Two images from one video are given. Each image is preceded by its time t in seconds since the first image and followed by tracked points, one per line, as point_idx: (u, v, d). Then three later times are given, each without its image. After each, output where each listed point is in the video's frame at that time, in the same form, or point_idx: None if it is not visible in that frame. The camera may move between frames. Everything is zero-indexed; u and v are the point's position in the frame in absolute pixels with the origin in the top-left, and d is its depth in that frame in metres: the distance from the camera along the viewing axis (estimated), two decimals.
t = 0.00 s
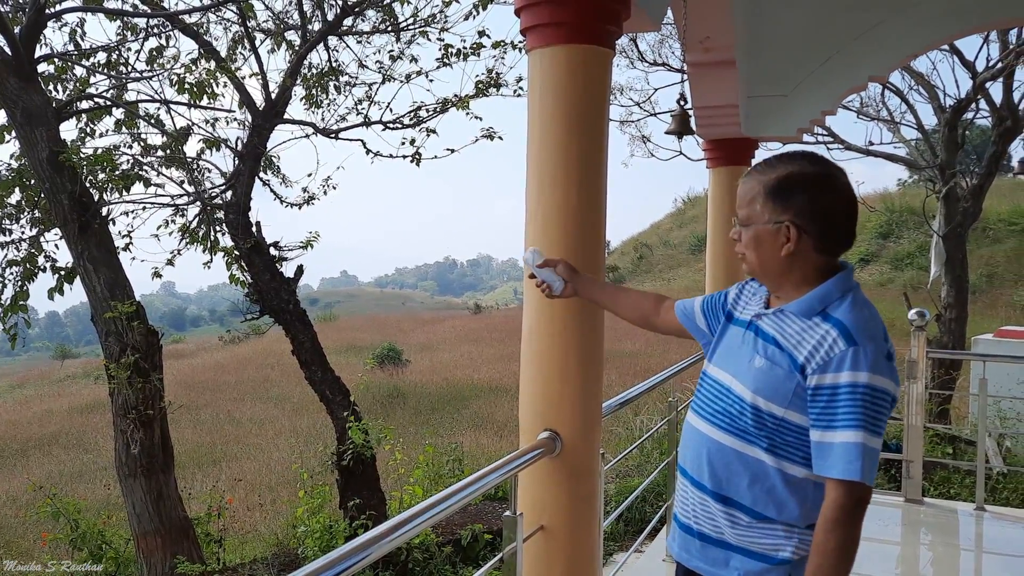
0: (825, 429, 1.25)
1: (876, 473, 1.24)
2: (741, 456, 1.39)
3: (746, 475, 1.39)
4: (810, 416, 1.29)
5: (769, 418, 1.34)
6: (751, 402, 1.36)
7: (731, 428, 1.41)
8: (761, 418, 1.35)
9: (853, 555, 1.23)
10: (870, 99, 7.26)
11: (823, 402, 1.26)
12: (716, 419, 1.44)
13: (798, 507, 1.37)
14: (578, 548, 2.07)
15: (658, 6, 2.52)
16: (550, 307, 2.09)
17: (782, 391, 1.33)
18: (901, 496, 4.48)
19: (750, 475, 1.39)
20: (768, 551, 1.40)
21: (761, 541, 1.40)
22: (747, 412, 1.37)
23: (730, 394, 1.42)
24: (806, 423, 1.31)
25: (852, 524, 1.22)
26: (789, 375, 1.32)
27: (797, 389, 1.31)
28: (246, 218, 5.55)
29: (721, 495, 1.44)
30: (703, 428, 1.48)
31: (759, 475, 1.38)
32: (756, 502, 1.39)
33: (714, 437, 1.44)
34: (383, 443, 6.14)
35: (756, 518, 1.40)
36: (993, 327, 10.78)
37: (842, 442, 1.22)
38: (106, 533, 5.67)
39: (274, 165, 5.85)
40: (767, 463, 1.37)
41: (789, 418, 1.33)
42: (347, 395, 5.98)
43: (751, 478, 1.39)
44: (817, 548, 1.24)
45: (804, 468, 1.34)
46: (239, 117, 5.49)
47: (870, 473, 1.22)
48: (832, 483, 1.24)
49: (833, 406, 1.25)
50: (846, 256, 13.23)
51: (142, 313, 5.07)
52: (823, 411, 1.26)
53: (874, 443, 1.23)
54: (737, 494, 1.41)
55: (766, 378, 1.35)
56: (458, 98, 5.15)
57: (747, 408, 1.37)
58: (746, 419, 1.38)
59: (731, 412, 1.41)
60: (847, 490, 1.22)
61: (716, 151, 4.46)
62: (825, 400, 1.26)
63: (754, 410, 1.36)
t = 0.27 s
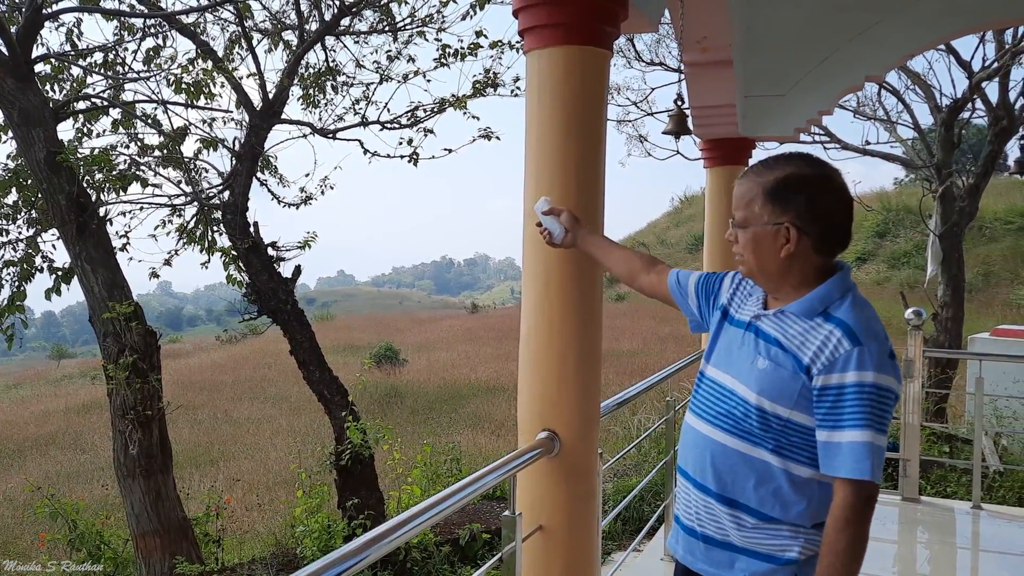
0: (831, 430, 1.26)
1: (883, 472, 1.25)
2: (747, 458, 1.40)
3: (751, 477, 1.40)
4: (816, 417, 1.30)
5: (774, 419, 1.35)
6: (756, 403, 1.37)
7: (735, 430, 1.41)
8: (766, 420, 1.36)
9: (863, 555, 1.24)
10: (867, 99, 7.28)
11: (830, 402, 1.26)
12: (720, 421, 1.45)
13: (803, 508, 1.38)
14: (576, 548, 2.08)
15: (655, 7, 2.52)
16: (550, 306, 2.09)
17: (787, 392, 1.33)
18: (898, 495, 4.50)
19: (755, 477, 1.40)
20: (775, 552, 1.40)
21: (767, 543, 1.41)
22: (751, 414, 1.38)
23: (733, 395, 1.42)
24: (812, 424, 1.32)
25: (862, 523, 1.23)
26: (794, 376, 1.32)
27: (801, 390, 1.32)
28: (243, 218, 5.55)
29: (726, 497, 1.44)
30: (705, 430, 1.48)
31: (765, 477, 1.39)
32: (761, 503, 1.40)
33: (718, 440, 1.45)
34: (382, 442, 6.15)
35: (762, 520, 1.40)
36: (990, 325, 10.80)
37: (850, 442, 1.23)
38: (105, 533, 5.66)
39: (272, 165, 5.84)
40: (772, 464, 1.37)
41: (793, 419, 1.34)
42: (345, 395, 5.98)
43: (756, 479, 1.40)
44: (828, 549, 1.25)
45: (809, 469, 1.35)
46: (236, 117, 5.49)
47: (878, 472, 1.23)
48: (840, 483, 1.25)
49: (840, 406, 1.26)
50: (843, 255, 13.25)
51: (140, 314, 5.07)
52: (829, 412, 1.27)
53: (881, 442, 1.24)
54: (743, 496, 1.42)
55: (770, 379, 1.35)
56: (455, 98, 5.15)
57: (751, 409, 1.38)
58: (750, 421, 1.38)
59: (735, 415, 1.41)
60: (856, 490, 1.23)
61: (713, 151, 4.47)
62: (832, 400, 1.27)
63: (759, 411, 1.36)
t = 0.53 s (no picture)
0: (829, 426, 1.27)
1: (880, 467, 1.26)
2: (744, 457, 1.41)
3: (748, 475, 1.41)
4: (813, 414, 1.30)
5: (771, 417, 1.36)
6: (754, 401, 1.38)
7: (732, 428, 1.42)
8: (763, 418, 1.37)
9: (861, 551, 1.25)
10: (864, 98, 7.29)
11: (827, 399, 1.27)
12: (717, 420, 1.45)
13: (799, 506, 1.38)
14: (573, 547, 2.08)
15: (652, 6, 2.52)
16: (547, 306, 2.10)
17: (784, 390, 1.34)
18: (895, 493, 4.51)
19: (753, 475, 1.40)
20: (771, 550, 1.41)
21: (763, 541, 1.41)
22: (749, 412, 1.39)
23: (731, 394, 1.43)
24: (809, 422, 1.33)
25: (860, 519, 1.24)
26: (791, 374, 1.33)
27: (799, 388, 1.32)
28: (241, 217, 5.55)
29: (723, 495, 1.45)
30: (703, 429, 1.49)
31: (762, 474, 1.39)
32: (758, 502, 1.41)
33: (716, 438, 1.45)
34: (380, 441, 6.15)
35: (759, 518, 1.41)
36: (986, 324, 10.83)
37: (847, 438, 1.24)
38: (103, 532, 5.67)
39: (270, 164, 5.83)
40: (769, 462, 1.38)
41: (790, 417, 1.34)
42: (343, 393, 5.98)
43: (753, 478, 1.40)
44: (826, 546, 1.25)
45: (806, 466, 1.36)
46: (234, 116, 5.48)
47: (875, 468, 1.24)
48: (838, 479, 1.25)
49: (836, 402, 1.26)
50: (840, 254, 13.28)
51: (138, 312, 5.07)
52: (826, 408, 1.27)
53: (877, 438, 1.25)
54: (740, 495, 1.42)
55: (767, 377, 1.36)
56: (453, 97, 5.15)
57: (749, 407, 1.38)
58: (748, 419, 1.39)
59: (733, 413, 1.42)
60: (853, 486, 1.24)
61: (711, 149, 4.48)
62: (828, 397, 1.27)
63: (756, 410, 1.37)
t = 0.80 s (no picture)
0: (826, 420, 1.27)
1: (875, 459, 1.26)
2: (743, 455, 1.41)
3: (747, 474, 1.41)
4: (810, 409, 1.31)
5: (769, 414, 1.36)
6: (751, 400, 1.38)
7: (732, 428, 1.43)
8: (761, 415, 1.37)
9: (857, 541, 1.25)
10: (862, 98, 7.30)
11: (822, 393, 1.27)
12: (716, 420, 1.46)
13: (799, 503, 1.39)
14: (573, 548, 2.09)
15: (652, 6, 2.53)
16: (548, 307, 2.11)
17: (779, 386, 1.34)
18: (893, 492, 4.53)
19: (752, 473, 1.41)
20: (773, 549, 1.41)
21: (764, 540, 1.42)
22: (746, 410, 1.39)
23: (728, 394, 1.43)
24: (806, 417, 1.33)
25: (857, 510, 1.24)
26: (786, 370, 1.33)
27: (794, 383, 1.33)
28: (240, 217, 5.55)
29: (723, 494, 1.46)
30: (702, 430, 1.50)
31: (761, 472, 1.40)
32: (758, 500, 1.41)
33: (715, 438, 1.46)
34: (379, 440, 6.16)
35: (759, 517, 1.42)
36: (983, 323, 10.86)
37: (843, 429, 1.24)
38: (101, 531, 5.67)
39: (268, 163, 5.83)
40: (769, 460, 1.38)
41: (787, 413, 1.35)
42: (342, 393, 5.99)
43: (752, 476, 1.41)
44: (815, 538, 1.25)
45: (805, 462, 1.36)
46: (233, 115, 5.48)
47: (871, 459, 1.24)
48: (834, 471, 1.25)
49: (831, 395, 1.26)
50: (838, 254, 13.31)
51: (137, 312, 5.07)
52: (822, 402, 1.28)
53: (872, 430, 1.25)
54: (740, 494, 1.43)
55: (763, 374, 1.37)
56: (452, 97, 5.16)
57: (746, 406, 1.39)
58: (746, 417, 1.39)
59: (730, 413, 1.43)
60: (848, 477, 1.24)
61: (709, 149, 4.48)
62: (824, 390, 1.27)
63: (754, 408, 1.38)
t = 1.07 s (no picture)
0: (815, 409, 1.28)
1: (865, 446, 1.26)
2: (735, 451, 1.42)
3: (741, 469, 1.42)
4: (799, 400, 1.32)
5: (759, 408, 1.37)
6: (741, 395, 1.39)
7: (724, 424, 1.43)
8: (751, 410, 1.38)
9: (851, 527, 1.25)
10: (859, 97, 7.31)
11: (810, 382, 1.28)
12: (709, 417, 1.47)
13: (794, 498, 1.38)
14: (570, 549, 2.09)
15: (648, 6, 2.53)
16: (545, 305, 2.11)
17: (768, 380, 1.35)
18: (890, 492, 4.54)
19: (746, 468, 1.41)
20: (768, 547, 1.41)
21: (759, 537, 1.42)
22: (738, 406, 1.40)
23: (720, 391, 1.44)
24: (796, 409, 1.34)
25: (848, 496, 1.24)
26: (774, 363, 1.35)
27: (782, 375, 1.34)
28: (237, 216, 5.55)
29: (719, 492, 1.46)
30: (696, 428, 1.51)
31: (755, 467, 1.40)
32: (753, 495, 1.41)
33: (709, 435, 1.47)
34: (376, 440, 6.16)
35: (754, 513, 1.42)
36: (980, 323, 10.88)
37: (832, 416, 1.25)
38: (98, 531, 5.67)
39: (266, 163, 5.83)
40: (761, 455, 1.39)
41: (777, 406, 1.35)
42: (339, 392, 5.99)
43: (746, 472, 1.41)
44: (811, 526, 1.26)
45: (797, 455, 1.36)
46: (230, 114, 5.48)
47: (860, 445, 1.24)
48: (824, 458, 1.26)
49: (818, 384, 1.28)
50: (835, 253, 13.32)
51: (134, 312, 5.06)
52: (810, 392, 1.29)
53: (860, 416, 1.26)
54: (735, 491, 1.43)
55: (752, 369, 1.38)
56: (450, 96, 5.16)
57: (737, 402, 1.40)
58: (737, 412, 1.40)
59: (722, 409, 1.44)
60: (839, 463, 1.25)
61: (706, 149, 4.48)
62: (811, 380, 1.29)
63: (745, 402, 1.39)
